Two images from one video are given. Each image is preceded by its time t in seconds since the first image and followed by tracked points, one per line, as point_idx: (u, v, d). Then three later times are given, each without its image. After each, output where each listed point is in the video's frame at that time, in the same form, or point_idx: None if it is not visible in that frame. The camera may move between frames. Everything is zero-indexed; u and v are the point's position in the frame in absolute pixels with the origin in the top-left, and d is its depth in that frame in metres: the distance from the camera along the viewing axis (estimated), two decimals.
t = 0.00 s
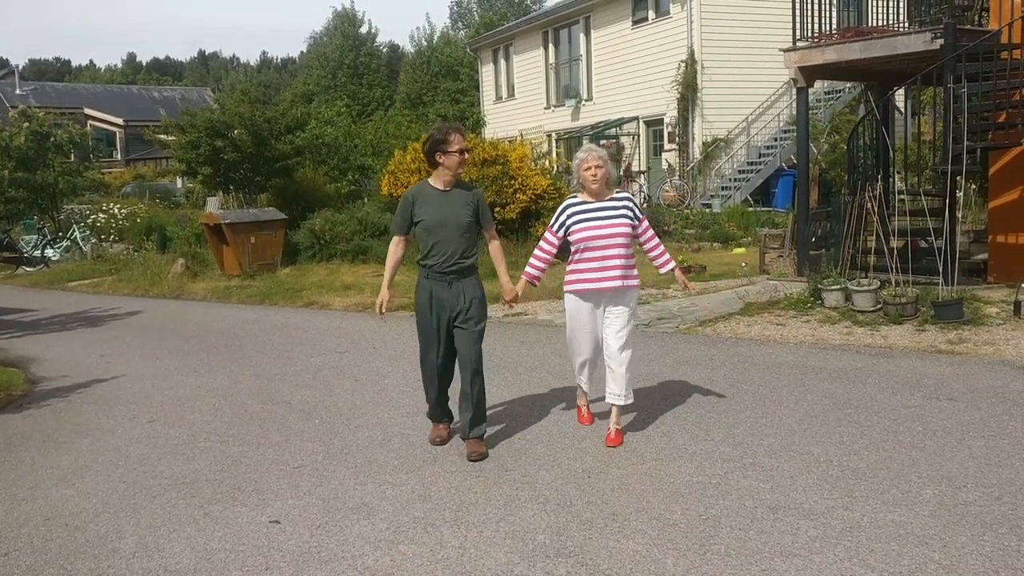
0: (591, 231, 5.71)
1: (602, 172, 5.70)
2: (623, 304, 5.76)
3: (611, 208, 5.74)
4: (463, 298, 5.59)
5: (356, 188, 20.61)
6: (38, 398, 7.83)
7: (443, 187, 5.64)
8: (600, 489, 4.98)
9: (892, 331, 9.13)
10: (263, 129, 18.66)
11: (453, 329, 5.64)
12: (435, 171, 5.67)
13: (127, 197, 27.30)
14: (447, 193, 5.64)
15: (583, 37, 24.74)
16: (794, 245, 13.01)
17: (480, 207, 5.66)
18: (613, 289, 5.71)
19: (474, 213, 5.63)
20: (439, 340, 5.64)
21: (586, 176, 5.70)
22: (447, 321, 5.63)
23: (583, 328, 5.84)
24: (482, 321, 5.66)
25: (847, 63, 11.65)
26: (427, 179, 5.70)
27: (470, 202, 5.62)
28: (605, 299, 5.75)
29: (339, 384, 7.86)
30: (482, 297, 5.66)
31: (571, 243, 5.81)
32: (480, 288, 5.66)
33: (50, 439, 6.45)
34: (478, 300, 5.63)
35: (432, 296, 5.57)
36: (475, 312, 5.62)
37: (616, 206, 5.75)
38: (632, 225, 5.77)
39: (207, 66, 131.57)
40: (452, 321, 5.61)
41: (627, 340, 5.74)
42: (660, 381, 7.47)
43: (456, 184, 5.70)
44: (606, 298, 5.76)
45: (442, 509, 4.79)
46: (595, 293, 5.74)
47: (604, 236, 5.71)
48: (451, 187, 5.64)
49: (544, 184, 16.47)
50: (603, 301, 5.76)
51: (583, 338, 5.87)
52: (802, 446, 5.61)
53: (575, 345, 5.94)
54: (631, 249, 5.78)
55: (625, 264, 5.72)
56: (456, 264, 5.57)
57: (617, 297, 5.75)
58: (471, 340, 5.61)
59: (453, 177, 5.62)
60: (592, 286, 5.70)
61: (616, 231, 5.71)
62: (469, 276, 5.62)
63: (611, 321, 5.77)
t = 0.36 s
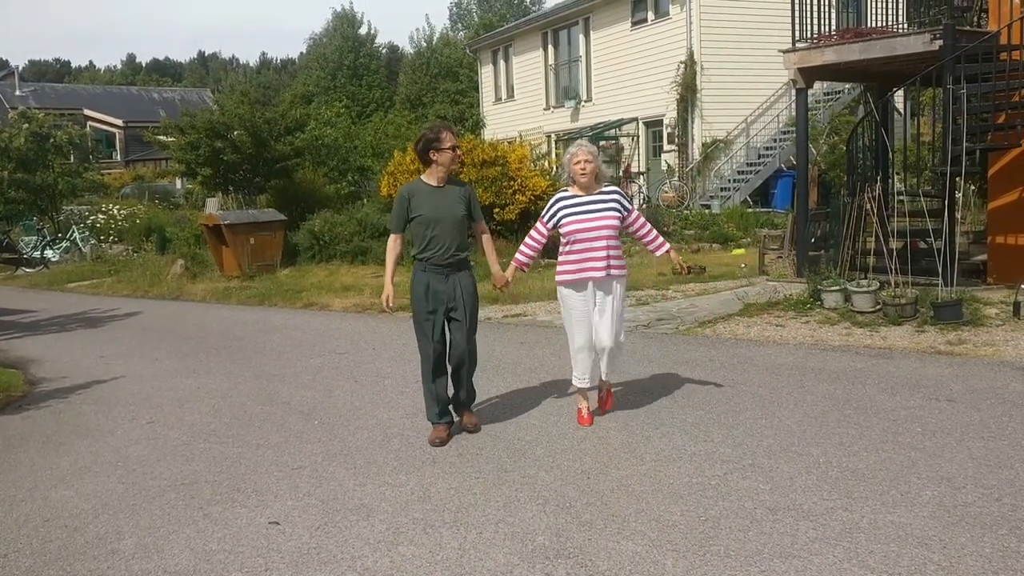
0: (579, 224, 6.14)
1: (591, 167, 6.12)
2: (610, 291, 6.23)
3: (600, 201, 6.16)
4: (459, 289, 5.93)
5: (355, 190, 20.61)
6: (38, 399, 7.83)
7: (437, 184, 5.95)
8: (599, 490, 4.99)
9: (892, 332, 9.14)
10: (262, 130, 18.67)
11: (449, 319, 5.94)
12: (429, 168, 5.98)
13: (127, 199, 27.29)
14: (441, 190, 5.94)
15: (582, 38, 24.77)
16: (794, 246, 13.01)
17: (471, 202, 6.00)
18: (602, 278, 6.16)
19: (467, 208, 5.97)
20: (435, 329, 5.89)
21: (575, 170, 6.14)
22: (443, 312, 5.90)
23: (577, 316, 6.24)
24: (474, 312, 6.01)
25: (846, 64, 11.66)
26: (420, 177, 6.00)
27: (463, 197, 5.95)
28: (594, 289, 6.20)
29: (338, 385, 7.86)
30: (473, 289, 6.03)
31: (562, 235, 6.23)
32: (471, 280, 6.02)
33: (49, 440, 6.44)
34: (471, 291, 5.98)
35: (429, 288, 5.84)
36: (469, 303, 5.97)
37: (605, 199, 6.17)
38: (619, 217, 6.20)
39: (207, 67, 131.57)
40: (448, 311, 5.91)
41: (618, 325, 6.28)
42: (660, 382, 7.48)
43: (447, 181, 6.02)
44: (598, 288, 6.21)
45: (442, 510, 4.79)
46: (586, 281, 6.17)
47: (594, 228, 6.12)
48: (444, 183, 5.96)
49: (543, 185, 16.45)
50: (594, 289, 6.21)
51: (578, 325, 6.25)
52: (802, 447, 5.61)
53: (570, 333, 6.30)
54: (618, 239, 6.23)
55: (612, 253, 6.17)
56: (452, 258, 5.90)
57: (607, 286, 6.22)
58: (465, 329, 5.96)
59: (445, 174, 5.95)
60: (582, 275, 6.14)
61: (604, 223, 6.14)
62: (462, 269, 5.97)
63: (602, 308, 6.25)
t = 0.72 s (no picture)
0: (580, 224, 6.17)
1: (592, 169, 6.14)
2: (608, 291, 6.28)
3: (601, 202, 6.18)
4: (459, 288, 6.09)
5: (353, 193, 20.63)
6: (37, 401, 7.82)
7: (438, 187, 6.13)
8: (599, 492, 4.99)
9: (891, 334, 9.14)
10: (262, 131, 18.68)
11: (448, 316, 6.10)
12: (429, 173, 6.16)
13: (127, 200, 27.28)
14: (441, 193, 6.12)
15: (581, 39, 24.80)
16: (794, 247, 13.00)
17: (472, 203, 6.16)
18: (601, 277, 6.20)
19: (467, 209, 6.14)
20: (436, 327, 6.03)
21: (578, 171, 6.16)
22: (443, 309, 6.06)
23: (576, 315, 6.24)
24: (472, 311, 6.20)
25: (845, 65, 11.66)
26: (421, 181, 6.18)
27: (463, 199, 6.12)
28: (593, 288, 6.24)
29: (338, 387, 7.86)
30: (473, 288, 6.20)
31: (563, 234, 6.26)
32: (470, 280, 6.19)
33: (48, 442, 6.44)
34: (470, 291, 6.16)
35: (430, 287, 6.02)
36: (468, 302, 6.15)
37: (606, 200, 6.19)
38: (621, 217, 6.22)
39: (208, 69, 131.56)
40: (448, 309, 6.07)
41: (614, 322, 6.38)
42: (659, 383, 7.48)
43: (448, 184, 6.19)
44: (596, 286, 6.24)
45: (442, 512, 4.78)
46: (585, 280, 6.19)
47: (595, 229, 6.15)
48: (445, 186, 6.14)
49: (543, 187, 16.46)
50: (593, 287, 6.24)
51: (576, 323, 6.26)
52: (801, 448, 5.61)
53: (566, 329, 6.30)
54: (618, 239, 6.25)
55: (611, 254, 6.21)
56: (452, 257, 6.06)
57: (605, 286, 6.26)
58: (464, 326, 6.14)
59: (446, 177, 6.13)
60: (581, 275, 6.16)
61: (605, 226, 6.16)
62: (463, 268, 6.13)
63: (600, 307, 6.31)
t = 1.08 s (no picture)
0: (576, 224, 6.18)
1: (590, 169, 6.15)
2: (605, 290, 6.28)
3: (598, 202, 6.20)
4: (445, 287, 6.20)
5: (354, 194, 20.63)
6: (37, 402, 7.82)
7: (425, 188, 6.23)
8: (599, 494, 4.98)
9: (892, 335, 9.13)
10: (262, 133, 18.68)
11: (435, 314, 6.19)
12: (417, 174, 6.26)
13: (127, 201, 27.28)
14: (429, 193, 6.22)
15: (581, 41, 24.80)
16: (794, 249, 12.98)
17: (458, 204, 6.25)
18: (597, 276, 6.21)
19: (454, 209, 6.23)
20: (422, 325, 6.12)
21: (576, 172, 6.16)
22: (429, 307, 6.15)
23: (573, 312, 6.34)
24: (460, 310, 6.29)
25: (845, 67, 11.65)
26: (409, 181, 6.28)
27: (450, 199, 6.22)
28: (586, 287, 6.28)
29: (338, 388, 7.85)
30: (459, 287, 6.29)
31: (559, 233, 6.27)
32: (457, 279, 6.28)
33: (48, 443, 6.43)
34: (457, 290, 6.25)
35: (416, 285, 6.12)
36: (455, 300, 6.24)
37: (602, 201, 6.21)
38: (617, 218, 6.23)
39: (208, 70, 131.66)
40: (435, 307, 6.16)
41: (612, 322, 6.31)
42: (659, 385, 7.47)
43: (436, 185, 6.29)
44: (588, 285, 6.27)
45: (441, 514, 4.77)
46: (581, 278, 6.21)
47: (591, 228, 6.17)
48: (433, 186, 6.24)
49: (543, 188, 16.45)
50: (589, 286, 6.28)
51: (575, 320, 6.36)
52: (802, 450, 5.60)
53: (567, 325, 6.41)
54: (614, 239, 6.26)
55: (607, 253, 6.21)
56: (438, 256, 6.16)
57: (597, 284, 6.26)
58: (451, 325, 6.23)
59: (434, 178, 6.23)
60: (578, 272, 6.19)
61: (599, 226, 6.16)
62: (449, 268, 6.23)
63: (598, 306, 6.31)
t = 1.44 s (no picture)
0: (576, 222, 6.17)
1: (590, 167, 6.15)
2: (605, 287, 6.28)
3: (598, 200, 6.19)
4: (451, 287, 6.25)
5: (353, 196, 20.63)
6: (38, 403, 7.82)
7: (430, 188, 6.23)
8: (601, 495, 4.98)
9: (893, 336, 9.12)
10: (263, 134, 18.69)
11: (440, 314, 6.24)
12: (420, 175, 6.27)
13: (128, 202, 27.28)
14: (433, 194, 6.23)
15: (582, 42, 24.80)
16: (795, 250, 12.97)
17: (462, 204, 6.27)
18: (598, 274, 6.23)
19: (458, 210, 6.25)
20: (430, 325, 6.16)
21: (576, 171, 6.17)
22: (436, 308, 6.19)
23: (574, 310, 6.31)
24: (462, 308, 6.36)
25: (846, 68, 11.65)
26: (413, 182, 6.27)
27: (455, 199, 6.23)
28: (587, 285, 6.27)
29: (338, 389, 7.85)
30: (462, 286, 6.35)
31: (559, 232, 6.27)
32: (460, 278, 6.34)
33: (49, 445, 6.43)
34: (461, 290, 6.31)
35: (424, 286, 6.14)
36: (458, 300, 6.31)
37: (603, 199, 6.20)
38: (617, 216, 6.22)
39: (208, 72, 131.83)
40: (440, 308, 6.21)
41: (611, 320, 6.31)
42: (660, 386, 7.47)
43: (439, 185, 6.30)
44: (590, 283, 6.27)
45: (442, 516, 4.77)
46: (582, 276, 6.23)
47: (591, 226, 6.16)
48: (436, 186, 6.25)
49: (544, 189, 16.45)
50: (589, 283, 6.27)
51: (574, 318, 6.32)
52: (803, 451, 5.60)
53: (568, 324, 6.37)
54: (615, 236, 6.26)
55: (607, 251, 6.22)
56: (445, 257, 6.20)
57: (598, 282, 6.28)
58: (455, 323, 6.30)
59: (437, 178, 6.24)
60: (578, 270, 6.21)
61: (599, 223, 6.16)
62: (454, 267, 6.27)
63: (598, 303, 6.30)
